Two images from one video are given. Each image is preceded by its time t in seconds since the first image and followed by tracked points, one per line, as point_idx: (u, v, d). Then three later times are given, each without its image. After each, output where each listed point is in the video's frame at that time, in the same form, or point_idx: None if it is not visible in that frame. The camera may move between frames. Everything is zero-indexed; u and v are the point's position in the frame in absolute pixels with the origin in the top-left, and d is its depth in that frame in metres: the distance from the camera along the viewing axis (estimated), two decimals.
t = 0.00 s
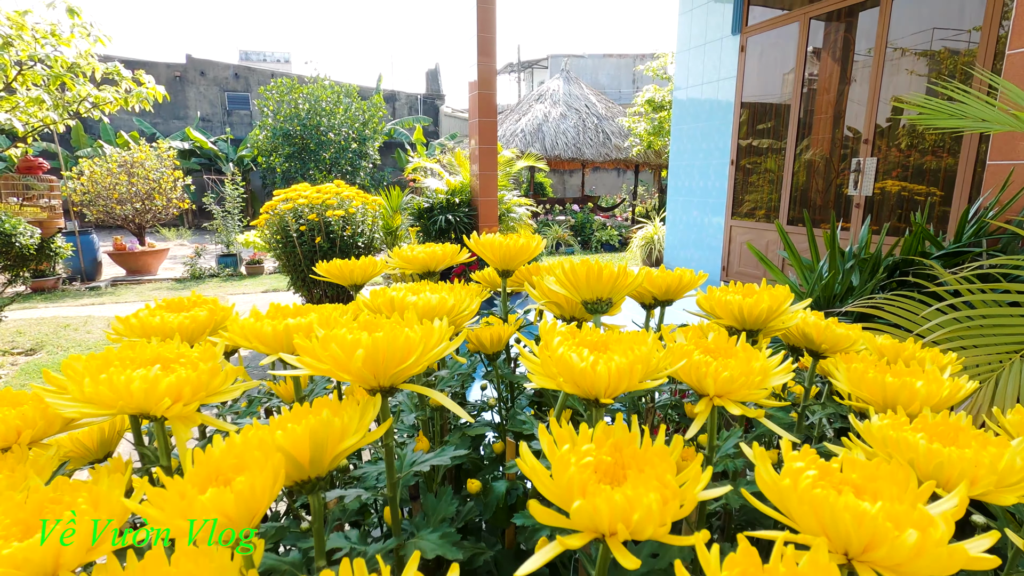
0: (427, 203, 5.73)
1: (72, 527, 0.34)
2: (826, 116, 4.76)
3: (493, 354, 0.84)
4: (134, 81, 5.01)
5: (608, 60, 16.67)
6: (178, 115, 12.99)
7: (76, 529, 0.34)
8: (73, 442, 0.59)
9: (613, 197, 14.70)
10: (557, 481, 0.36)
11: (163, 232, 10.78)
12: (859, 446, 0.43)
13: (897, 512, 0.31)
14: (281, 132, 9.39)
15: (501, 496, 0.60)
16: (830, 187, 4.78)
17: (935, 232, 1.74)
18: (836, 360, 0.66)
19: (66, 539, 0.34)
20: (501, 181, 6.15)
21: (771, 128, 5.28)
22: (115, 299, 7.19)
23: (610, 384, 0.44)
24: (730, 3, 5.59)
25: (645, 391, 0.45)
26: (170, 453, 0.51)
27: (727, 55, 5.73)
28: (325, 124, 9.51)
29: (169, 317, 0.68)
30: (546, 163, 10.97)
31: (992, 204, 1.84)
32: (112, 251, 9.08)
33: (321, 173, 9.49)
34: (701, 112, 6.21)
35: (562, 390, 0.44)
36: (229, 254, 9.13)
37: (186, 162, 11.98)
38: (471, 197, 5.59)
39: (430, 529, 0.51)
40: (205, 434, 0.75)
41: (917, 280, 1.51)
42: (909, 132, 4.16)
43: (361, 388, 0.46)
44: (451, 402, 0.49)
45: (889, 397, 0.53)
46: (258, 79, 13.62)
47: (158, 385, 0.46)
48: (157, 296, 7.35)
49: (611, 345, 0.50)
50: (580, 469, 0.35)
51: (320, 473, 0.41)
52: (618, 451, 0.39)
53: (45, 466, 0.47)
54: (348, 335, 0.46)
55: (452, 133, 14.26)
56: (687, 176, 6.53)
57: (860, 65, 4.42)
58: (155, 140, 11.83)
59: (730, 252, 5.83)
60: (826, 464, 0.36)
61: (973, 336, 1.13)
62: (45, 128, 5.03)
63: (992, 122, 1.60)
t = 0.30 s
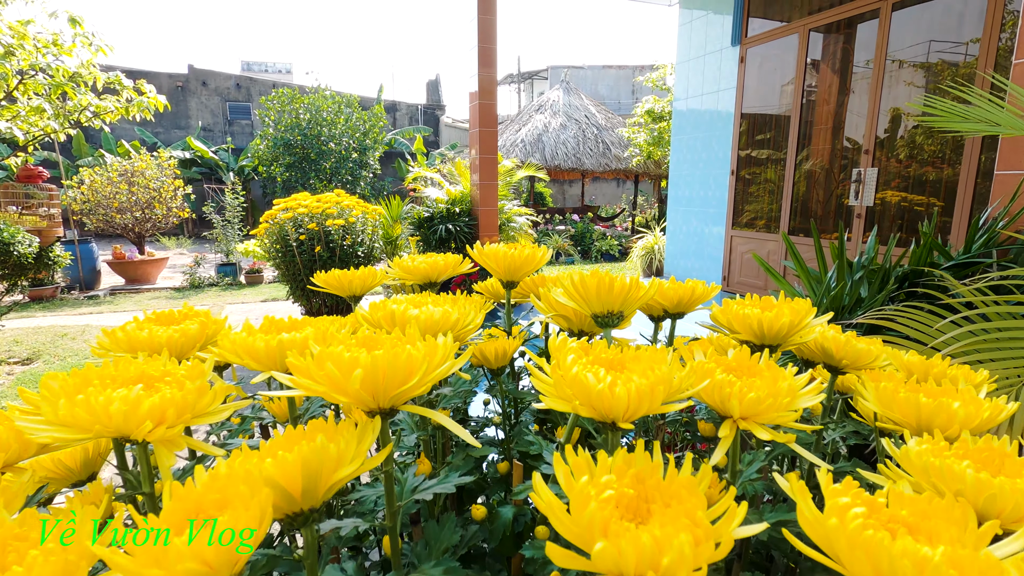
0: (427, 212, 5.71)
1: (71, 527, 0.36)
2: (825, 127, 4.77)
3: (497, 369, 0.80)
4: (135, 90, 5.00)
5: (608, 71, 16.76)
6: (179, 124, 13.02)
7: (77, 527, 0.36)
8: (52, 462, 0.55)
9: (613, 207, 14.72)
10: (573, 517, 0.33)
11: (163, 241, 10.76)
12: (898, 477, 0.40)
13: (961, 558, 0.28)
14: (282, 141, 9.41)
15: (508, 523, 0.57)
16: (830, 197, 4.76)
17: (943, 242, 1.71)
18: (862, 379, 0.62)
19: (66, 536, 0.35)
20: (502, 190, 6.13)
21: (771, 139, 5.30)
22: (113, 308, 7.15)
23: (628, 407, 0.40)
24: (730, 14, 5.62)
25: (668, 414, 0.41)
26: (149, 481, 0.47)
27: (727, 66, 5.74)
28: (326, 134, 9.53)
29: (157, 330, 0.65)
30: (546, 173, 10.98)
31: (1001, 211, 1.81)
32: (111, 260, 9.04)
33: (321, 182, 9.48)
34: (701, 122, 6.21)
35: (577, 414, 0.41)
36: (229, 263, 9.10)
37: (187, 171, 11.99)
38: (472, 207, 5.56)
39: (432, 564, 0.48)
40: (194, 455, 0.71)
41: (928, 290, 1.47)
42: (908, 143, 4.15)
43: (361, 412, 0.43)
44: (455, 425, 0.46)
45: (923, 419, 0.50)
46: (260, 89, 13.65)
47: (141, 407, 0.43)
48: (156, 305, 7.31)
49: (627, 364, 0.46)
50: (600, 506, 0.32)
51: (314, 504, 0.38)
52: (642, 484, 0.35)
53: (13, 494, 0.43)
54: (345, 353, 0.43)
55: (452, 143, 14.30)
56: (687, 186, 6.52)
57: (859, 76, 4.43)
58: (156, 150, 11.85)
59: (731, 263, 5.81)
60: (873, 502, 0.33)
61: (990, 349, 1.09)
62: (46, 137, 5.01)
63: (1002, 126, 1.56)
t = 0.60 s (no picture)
0: (427, 219, 5.68)
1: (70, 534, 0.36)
2: (825, 136, 4.76)
3: (502, 384, 0.76)
4: (135, 97, 4.98)
5: (607, 80, 16.83)
6: (180, 131, 13.03)
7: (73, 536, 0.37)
8: (29, 484, 0.51)
9: (612, 215, 14.72)
10: (598, 560, 0.29)
11: (161, 248, 10.72)
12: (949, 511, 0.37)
13: None
14: (282, 149, 9.41)
15: (517, 552, 0.53)
16: (831, 206, 4.75)
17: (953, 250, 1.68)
18: (892, 398, 0.58)
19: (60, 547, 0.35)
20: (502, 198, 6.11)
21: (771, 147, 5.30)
22: (110, 315, 7.10)
23: (652, 434, 0.37)
24: (729, 23, 5.63)
25: (694, 441, 0.38)
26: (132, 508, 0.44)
27: (727, 74, 5.74)
28: (326, 141, 9.54)
29: (144, 343, 0.61)
30: (546, 181, 10.97)
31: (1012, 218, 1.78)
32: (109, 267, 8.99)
33: (321, 189, 9.48)
34: (701, 130, 6.21)
35: (596, 440, 0.37)
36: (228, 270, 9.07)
37: (186, 178, 11.97)
38: (472, 214, 5.53)
39: None
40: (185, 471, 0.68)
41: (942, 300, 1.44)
42: (907, 151, 4.13)
43: (359, 437, 0.40)
44: (462, 450, 0.42)
45: (965, 444, 0.47)
46: (261, 97, 13.66)
47: (121, 431, 0.39)
48: (154, 312, 7.26)
49: (647, 384, 0.43)
50: (629, 550, 0.28)
51: (307, 542, 0.34)
52: (672, 521, 0.32)
53: None
54: (343, 373, 0.39)
55: (452, 151, 14.32)
56: (687, 194, 6.51)
57: (858, 85, 4.44)
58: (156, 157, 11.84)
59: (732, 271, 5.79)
60: (933, 545, 0.30)
61: (1010, 360, 1.05)
62: (45, 143, 4.98)
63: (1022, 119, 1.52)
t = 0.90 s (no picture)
0: (427, 225, 5.60)
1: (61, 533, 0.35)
2: (825, 142, 4.76)
3: (507, 400, 0.73)
4: (135, 103, 4.95)
5: (607, 87, 16.89)
6: (180, 137, 13.04)
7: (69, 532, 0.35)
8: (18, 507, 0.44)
9: (612, 221, 14.74)
10: None
11: (160, 253, 10.69)
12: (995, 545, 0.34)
13: None
14: (282, 154, 9.42)
15: None
16: (831, 213, 4.73)
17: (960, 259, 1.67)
18: (916, 418, 0.56)
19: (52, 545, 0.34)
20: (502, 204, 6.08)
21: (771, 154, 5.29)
22: (109, 320, 7.07)
23: (673, 462, 0.34)
24: (729, 30, 5.63)
25: (721, 469, 0.35)
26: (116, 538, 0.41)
27: (727, 81, 5.74)
28: (327, 147, 9.54)
29: (134, 358, 0.59)
30: (546, 187, 10.97)
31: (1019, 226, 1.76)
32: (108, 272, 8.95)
33: (321, 195, 9.48)
34: (700, 137, 6.20)
35: (613, 469, 0.35)
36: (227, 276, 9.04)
37: (186, 183, 11.96)
38: (472, 220, 5.50)
39: None
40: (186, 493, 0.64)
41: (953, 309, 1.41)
42: (907, 158, 4.12)
43: (357, 464, 0.37)
44: (466, 476, 0.39)
45: (1001, 468, 0.44)
46: (261, 103, 13.68)
47: (102, 457, 0.37)
48: (152, 318, 7.22)
49: (665, 408, 0.41)
50: None
51: None
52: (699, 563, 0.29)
53: None
54: (341, 396, 0.37)
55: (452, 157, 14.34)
56: (687, 201, 6.49)
57: (858, 92, 4.44)
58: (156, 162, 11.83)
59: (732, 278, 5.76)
60: None
61: None
62: (44, 149, 4.96)
63: None
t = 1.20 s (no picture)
0: (427, 231, 5.52)
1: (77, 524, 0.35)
2: (825, 148, 4.75)
3: (510, 417, 0.70)
4: (135, 108, 4.94)
5: (607, 93, 16.94)
6: (180, 142, 13.04)
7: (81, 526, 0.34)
8: None
9: (612, 226, 14.74)
10: None
11: (160, 258, 10.66)
12: None
13: None
14: (282, 160, 9.42)
15: None
16: (831, 219, 4.71)
17: (968, 268, 1.64)
18: (941, 440, 0.53)
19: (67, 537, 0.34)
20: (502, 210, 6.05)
21: (772, 160, 5.28)
22: (107, 326, 7.03)
23: (695, 497, 0.31)
24: (729, 37, 5.63)
25: (747, 503, 0.32)
26: None
27: (727, 88, 5.74)
28: (327, 153, 9.55)
29: (119, 374, 0.56)
30: (546, 193, 10.97)
31: None
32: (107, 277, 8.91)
33: (321, 201, 9.47)
34: (700, 143, 6.20)
35: (631, 504, 0.32)
36: (226, 282, 9.00)
37: (186, 189, 11.95)
38: (472, 226, 5.47)
39: None
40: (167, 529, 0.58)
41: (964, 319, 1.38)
42: (907, 165, 4.11)
43: (354, 498, 0.34)
44: (469, 510, 0.37)
45: None
46: (262, 109, 13.68)
47: (74, 487, 0.34)
48: (151, 323, 7.19)
49: (682, 434, 0.38)
50: None
51: None
52: None
53: None
54: (336, 423, 0.34)
55: (452, 163, 14.35)
56: (687, 207, 6.48)
57: (857, 99, 4.44)
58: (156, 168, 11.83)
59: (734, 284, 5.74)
60: None
61: None
62: (44, 154, 4.94)
63: None
